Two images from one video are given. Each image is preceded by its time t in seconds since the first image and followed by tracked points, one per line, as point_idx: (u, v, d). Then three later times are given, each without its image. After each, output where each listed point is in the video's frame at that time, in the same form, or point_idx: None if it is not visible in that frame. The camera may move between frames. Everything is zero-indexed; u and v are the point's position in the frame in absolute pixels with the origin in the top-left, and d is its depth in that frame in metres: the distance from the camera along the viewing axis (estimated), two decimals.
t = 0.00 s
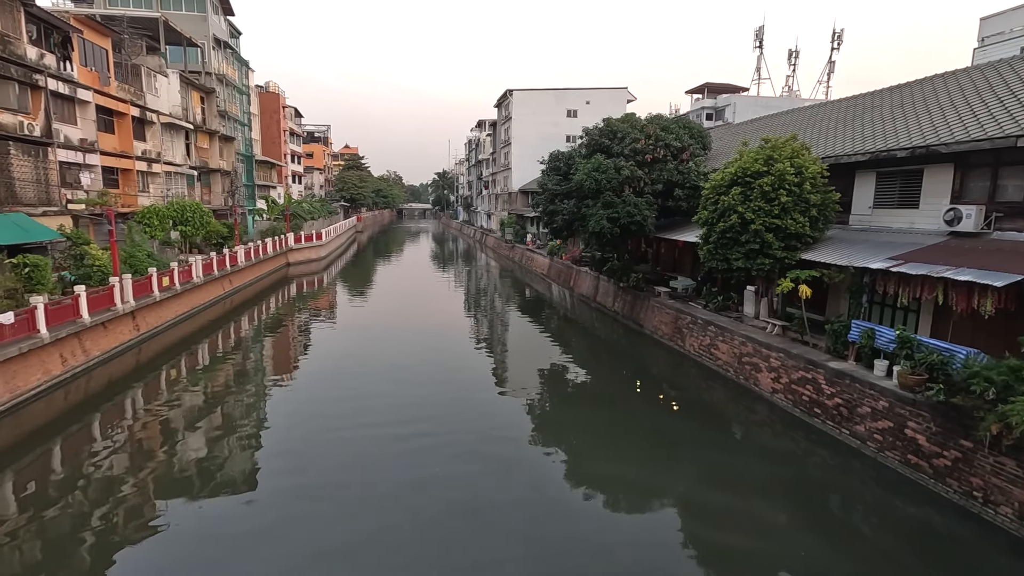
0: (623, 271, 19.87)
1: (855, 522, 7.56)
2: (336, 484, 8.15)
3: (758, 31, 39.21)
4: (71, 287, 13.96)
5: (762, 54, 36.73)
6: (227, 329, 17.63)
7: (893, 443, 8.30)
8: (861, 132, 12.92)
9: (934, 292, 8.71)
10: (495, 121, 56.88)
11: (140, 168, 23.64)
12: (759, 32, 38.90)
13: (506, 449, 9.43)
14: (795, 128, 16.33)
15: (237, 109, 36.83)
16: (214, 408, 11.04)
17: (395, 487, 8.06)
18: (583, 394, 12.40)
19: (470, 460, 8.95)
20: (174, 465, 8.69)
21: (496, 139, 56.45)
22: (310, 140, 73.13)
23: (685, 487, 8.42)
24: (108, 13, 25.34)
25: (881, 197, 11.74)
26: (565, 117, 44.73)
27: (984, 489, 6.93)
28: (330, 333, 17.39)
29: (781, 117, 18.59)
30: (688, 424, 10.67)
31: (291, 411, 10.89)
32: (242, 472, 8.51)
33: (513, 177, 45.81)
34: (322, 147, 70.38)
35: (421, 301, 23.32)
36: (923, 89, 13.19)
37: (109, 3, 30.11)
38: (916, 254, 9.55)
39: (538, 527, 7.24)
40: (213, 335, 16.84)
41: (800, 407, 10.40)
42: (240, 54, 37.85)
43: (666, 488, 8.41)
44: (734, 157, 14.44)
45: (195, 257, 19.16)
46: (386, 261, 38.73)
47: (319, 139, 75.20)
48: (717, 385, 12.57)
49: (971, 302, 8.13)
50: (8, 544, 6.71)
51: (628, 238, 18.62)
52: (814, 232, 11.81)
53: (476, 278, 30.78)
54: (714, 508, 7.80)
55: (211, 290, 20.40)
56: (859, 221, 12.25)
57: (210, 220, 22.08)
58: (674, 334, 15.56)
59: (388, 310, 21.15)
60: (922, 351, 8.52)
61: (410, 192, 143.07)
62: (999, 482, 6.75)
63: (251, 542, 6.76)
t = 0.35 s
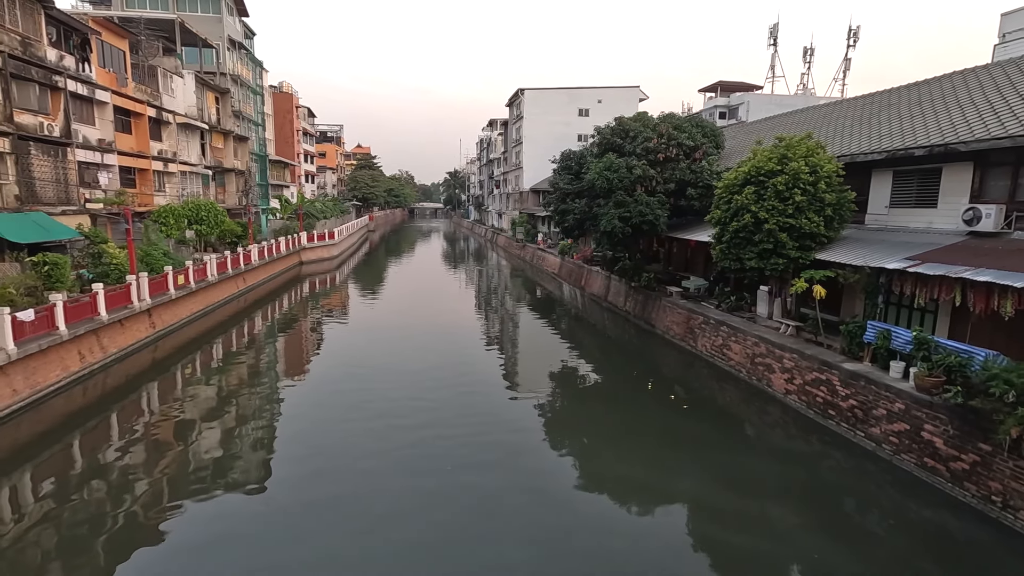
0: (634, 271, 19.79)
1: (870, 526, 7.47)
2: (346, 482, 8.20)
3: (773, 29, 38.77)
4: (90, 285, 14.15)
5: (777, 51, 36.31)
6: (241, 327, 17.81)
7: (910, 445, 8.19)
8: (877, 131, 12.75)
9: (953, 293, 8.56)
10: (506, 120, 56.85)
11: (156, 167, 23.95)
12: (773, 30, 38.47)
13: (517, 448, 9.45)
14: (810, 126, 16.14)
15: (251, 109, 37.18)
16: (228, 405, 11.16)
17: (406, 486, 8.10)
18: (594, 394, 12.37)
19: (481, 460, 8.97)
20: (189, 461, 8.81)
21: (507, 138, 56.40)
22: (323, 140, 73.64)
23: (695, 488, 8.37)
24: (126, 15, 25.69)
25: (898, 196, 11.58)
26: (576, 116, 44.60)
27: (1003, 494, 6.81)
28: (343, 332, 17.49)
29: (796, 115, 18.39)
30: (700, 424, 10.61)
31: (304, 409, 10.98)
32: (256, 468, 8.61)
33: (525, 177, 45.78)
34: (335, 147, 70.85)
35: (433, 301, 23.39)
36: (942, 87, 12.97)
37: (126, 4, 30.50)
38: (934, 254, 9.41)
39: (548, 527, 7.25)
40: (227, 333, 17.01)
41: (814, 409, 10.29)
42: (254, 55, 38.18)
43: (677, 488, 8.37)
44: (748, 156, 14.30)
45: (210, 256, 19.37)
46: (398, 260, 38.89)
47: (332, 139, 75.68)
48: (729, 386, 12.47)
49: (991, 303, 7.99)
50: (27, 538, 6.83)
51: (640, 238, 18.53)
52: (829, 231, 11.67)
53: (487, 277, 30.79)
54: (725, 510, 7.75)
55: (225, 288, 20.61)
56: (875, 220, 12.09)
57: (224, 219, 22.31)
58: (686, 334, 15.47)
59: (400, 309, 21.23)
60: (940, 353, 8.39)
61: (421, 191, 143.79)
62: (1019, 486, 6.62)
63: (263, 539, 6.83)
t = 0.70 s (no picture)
0: (649, 271, 19.66)
1: (889, 531, 7.35)
2: (361, 480, 8.25)
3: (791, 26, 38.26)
4: (111, 283, 14.31)
5: (796, 48, 35.84)
6: (258, 325, 18.02)
7: (931, 449, 8.03)
8: (899, 129, 12.53)
9: (976, 294, 8.39)
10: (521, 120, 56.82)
11: (176, 167, 24.32)
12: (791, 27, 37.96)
13: (531, 448, 9.45)
14: (828, 125, 15.92)
15: (268, 110, 37.57)
16: (245, 402, 11.30)
17: (420, 484, 8.14)
18: (608, 394, 12.32)
19: (494, 459, 8.98)
20: (206, 456, 8.93)
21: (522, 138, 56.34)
22: (339, 140, 74.25)
23: (710, 490, 8.29)
24: (147, 18, 26.11)
25: (920, 195, 11.37)
26: (591, 115, 44.45)
27: None
28: (358, 331, 17.62)
29: (815, 113, 18.14)
30: (715, 426, 10.51)
31: (320, 407, 11.08)
32: (272, 464, 8.71)
33: (539, 176, 45.72)
34: (350, 147, 71.36)
35: (447, 300, 23.45)
36: (966, 84, 12.71)
37: (147, 6, 30.99)
38: (956, 254, 9.23)
39: (561, 526, 7.25)
40: (245, 331, 17.22)
41: (832, 411, 10.14)
42: (271, 56, 38.58)
43: (691, 490, 8.30)
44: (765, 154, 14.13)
45: (228, 255, 19.61)
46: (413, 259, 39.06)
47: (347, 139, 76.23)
48: (745, 387, 12.34)
49: (1016, 305, 7.81)
50: (51, 530, 6.98)
51: (655, 237, 18.41)
52: (848, 231, 11.50)
53: (500, 276, 30.79)
54: (741, 512, 7.67)
55: (242, 286, 20.85)
56: (896, 220, 11.89)
57: (242, 219, 22.58)
58: (702, 334, 15.34)
59: (414, 308, 21.33)
60: (962, 355, 8.23)
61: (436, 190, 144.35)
62: None
63: (279, 534, 6.91)
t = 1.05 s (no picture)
0: (669, 270, 19.43)
1: (917, 537, 7.17)
2: (381, 476, 8.33)
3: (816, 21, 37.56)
4: (140, 279, 14.80)
5: (821, 43, 35.19)
6: (280, 322, 18.31)
7: (961, 455, 7.82)
8: (929, 125, 12.21)
9: (1010, 296, 8.14)
10: (540, 118, 56.73)
11: (201, 166, 24.79)
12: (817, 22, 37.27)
13: (549, 447, 9.45)
14: (855, 121, 15.59)
15: (291, 109, 38.08)
16: (268, 397, 11.49)
17: (438, 482, 8.19)
18: (626, 394, 12.24)
19: (512, 458, 8.99)
20: (230, 450, 9.09)
21: (541, 136, 56.24)
22: (360, 139, 74.98)
23: (731, 492, 8.18)
24: (175, 20, 26.65)
25: (951, 194, 11.08)
26: (611, 113, 44.20)
27: None
28: (378, 328, 17.79)
29: (841, 110, 17.78)
30: (735, 427, 10.37)
31: (340, 404, 11.20)
32: (293, 459, 8.83)
33: (558, 174, 45.61)
34: (371, 146, 71.98)
35: (466, 298, 23.54)
36: (1000, 78, 12.34)
37: (175, 8, 31.62)
38: (989, 254, 8.97)
39: (579, 526, 7.23)
40: (267, 327, 17.49)
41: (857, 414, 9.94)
42: (294, 56, 39.11)
43: (712, 492, 8.20)
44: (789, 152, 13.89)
45: (251, 252, 19.94)
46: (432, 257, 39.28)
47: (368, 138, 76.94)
48: (767, 389, 12.16)
49: None
50: (82, 519, 7.18)
51: (676, 236, 18.24)
52: (875, 231, 11.25)
53: (519, 275, 30.82)
54: (762, 515, 7.55)
55: (265, 284, 21.19)
56: (926, 220, 11.60)
57: (265, 217, 22.93)
58: (723, 335, 15.15)
59: (433, 306, 21.46)
60: (995, 358, 8.00)
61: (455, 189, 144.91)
62: None
63: (300, 528, 7.01)
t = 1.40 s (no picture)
0: (694, 269, 19.08)
1: (950, 546, 6.96)
2: (404, 473, 8.42)
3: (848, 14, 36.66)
4: (172, 275, 15.18)
5: (853, 37, 34.33)
6: (305, 318, 18.60)
7: (999, 462, 7.56)
8: (967, 121, 11.81)
9: None
10: (564, 116, 56.47)
11: (231, 165, 25.30)
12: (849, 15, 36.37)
13: (571, 446, 9.41)
14: (888, 118, 15.18)
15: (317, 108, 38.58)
16: (293, 392, 11.68)
17: (460, 480, 8.23)
18: (649, 394, 12.13)
19: (534, 456, 8.99)
20: (257, 443, 9.28)
21: (564, 134, 55.99)
22: (384, 138, 75.66)
23: (757, 495, 8.04)
24: (206, 22, 27.20)
25: (991, 192, 10.70)
26: (635, 110, 43.80)
27: None
28: (401, 325, 17.96)
29: (873, 105, 17.32)
30: (761, 429, 10.20)
31: (363, 400, 11.32)
32: (318, 454, 8.97)
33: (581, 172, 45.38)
34: (395, 144, 72.55)
35: (487, 296, 23.61)
36: None
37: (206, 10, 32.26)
38: None
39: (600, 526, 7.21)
40: (293, 323, 17.79)
41: (888, 418, 9.69)
42: (321, 56, 39.63)
43: (736, 495, 8.06)
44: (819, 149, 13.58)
45: (278, 249, 20.26)
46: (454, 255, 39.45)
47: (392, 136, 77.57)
48: (794, 390, 11.93)
49: None
50: (116, 507, 7.40)
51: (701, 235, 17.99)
52: (909, 229, 10.94)
53: (541, 273, 30.74)
54: (789, 520, 7.40)
55: (291, 280, 21.53)
56: (963, 219, 11.23)
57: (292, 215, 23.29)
58: (748, 335, 14.90)
59: (455, 304, 21.56)
60: None
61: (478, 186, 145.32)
62: None
63: (323, 522, 7.12)
